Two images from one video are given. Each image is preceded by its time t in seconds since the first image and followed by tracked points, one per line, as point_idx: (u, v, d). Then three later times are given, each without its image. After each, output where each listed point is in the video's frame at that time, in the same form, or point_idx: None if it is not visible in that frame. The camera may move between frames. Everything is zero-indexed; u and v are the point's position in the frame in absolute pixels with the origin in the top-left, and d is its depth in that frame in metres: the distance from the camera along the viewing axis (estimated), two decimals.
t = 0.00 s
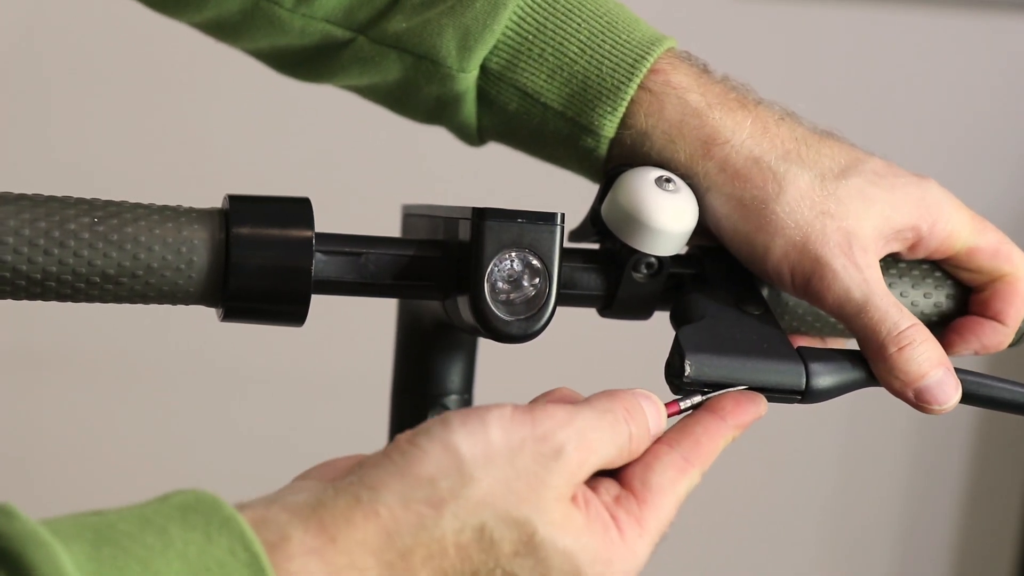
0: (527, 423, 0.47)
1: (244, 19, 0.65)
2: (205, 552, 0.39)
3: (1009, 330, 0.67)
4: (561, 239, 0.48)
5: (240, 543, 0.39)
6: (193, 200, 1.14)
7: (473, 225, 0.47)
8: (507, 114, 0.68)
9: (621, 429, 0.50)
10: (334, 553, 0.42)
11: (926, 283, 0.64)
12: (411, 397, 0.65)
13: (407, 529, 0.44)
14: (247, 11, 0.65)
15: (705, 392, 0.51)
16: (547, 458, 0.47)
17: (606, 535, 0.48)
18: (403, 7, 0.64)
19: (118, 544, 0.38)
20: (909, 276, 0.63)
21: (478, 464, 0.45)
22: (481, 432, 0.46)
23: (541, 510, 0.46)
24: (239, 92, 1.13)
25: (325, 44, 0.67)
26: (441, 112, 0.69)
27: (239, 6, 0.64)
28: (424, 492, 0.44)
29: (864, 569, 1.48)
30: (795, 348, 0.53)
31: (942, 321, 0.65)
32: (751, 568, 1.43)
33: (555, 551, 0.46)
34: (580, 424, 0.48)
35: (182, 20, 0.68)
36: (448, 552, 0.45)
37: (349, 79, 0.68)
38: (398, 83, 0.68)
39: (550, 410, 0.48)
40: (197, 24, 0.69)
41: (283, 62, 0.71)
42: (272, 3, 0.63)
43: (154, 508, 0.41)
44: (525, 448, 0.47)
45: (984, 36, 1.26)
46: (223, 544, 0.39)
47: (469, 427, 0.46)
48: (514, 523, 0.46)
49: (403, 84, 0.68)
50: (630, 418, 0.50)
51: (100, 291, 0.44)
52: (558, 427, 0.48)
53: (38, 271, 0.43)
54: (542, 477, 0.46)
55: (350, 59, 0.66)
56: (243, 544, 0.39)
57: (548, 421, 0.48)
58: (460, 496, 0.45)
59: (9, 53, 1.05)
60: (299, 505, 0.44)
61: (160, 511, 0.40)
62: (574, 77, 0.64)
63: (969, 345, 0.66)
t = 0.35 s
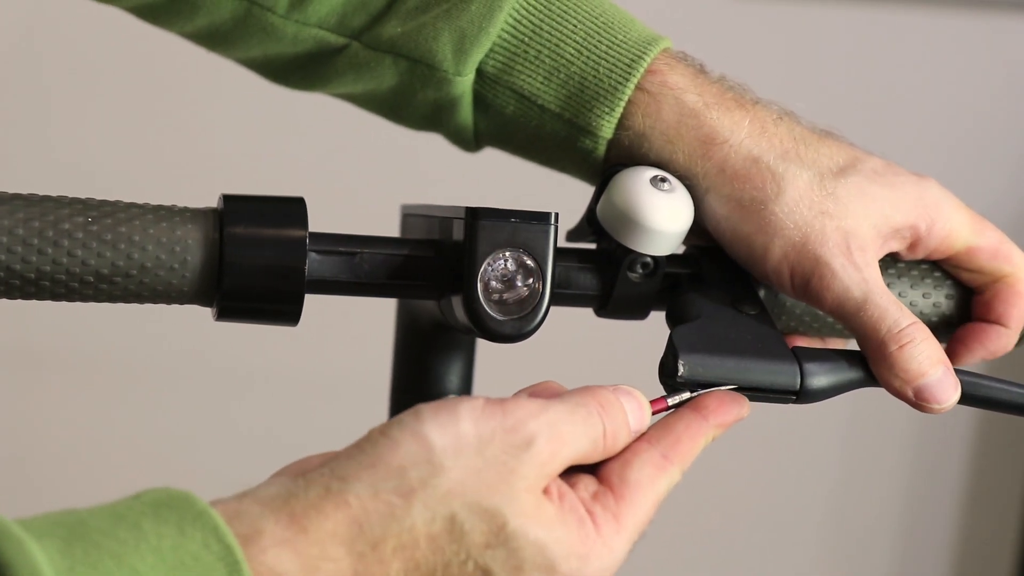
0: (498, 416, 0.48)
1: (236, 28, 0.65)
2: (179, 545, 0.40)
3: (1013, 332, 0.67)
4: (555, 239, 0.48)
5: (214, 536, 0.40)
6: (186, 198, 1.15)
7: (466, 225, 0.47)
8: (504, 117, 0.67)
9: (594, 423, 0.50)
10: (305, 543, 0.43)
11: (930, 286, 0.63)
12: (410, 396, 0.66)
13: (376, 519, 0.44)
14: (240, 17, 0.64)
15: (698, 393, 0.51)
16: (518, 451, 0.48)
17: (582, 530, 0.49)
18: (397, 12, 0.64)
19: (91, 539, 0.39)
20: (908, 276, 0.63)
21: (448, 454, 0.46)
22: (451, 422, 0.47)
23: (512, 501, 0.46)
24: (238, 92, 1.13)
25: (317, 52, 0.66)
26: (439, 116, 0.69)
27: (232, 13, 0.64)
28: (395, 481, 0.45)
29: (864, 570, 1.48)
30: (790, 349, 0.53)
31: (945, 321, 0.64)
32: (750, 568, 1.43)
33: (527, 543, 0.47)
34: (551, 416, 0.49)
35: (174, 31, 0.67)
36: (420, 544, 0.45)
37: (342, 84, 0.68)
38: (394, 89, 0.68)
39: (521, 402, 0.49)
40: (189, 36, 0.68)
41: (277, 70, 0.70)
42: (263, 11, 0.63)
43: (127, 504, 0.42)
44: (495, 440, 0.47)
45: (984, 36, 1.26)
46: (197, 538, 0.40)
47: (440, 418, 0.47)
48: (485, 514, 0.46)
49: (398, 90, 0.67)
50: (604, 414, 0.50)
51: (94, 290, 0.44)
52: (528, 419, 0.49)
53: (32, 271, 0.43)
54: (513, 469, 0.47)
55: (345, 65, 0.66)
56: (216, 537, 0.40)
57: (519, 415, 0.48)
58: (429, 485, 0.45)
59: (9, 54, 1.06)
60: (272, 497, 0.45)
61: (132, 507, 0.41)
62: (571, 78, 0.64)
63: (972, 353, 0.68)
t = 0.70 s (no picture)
0: (473, 409, 0.48)
1: (241, 34, 0.62)
2: (156, 536, 0.40)
3: None
4: (542, 238, 0.48)
5: (189, 527, 0.41)
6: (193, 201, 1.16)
7: (452, 225, 0.47)
8: (511, 123, 0.65)
9: (570, 419, 0.50)
10: (279, 533, 0.43)
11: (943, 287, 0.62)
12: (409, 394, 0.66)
13: (350, 509, 0.45)
14: (243, 23, 0.61)
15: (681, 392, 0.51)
16: (493, 445, 0.47)
17: (558, 531, 0.49)
18: (404, 16, 0.61)
19: (66, 533, 0.39)
20: (937, 287, 0.61)
21: (424, 445, 0.46)
22: (429, 415, 0.47)
23: (485, 494, 0.46)
24: (235, 93, 1.13)
25: (321, 57, 0.64)
26: (444, 124, 0.66)
27: (234, 18, 0.61)
28: (370, 473, 0.45)
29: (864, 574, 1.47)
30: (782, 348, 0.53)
31: (996, 327, 0.62)
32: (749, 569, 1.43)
33: (501, 539, 0.47)
34: (526, 412, 0.49)
35: (176, 37, 0.65)
36: (394, 537, 0.46)
37: (348, 91, 0.65)
38: (399, 96, 0.65)
39: (497, 396, 0.49)
40: (192, 43, 0.66)
41: (279, 77, 0.68)
42: (267, 15, 0.60)
43: (103, 496, 0.42)
44: (471, 433, 0.47)
45: (984, 36, 1.25)
46: (171, 529, 0.41)
47: (418, 411, 0.47)
48: (458, 507, 0.46)
49: (404, 96, 0.65)
50: (581, 409, 0.50)
51: (83, 288, 0.45)
52: (504, 415, 0.48)
53: (20, 269, 0.43)
54: (486, 462, 0.47)
55: (350, 71, 0.63)
56: (192, 528, 0.41)
57: (494, 410, 0.48)
58: (405, 477, 0.45)
59: (9, 54, 1.07)
60: (247, 487, 0.45)
61: (109, 499, 0.42)
62: (580, 83, 0.62)
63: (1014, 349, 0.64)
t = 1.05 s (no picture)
0: (481, 419, 0.48)
1: (253, 33, 0.62)
2: (167, 545, 0.41)
3: None
4: (540, 239, 0.48)
5: (200, 537, 0.41)
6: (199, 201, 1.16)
7: (450, 224, 0.48)
8: (523, 126, 0.64)
9: (579, 426, 0.50)
10: (288, 545, 0.44)
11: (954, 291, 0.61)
12: (417, 399, 0.64)
13: (359, 521, 0.45)
14: (255, 24, 0.62)
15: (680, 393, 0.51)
16: (501, 453, 0.47)
17: (566, 539, 0.49)
18: (416, 18, 0.61)
19: (78, 542, 0.40)
20: (945, 290, 0.61)
21: (431, 456, 0.46)
22: (435, 426, 0.47)
23: (495, 503, 0.47)
24: (237, 94, 1.15)
25: (333, 58, 0.63)
26: (456, 126, 0.66)
27: (245, 19, 0.61)
28: (379, 484, 0.45)
29: None
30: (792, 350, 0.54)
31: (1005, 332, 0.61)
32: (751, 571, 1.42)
33: (509, 548, 0.47)
34: (534, 420, 0.49)
35: (187, 35, 0.65)
36: (403, 547, 0.46)
37: (359, 91, 0.65)
38: (411, 97, 0.65)
39: (504, 405, 0.49)
40: (201, 41, 0.66)
41: (291, 77, 0.68)
42: (279, 15, 0.60)
43: (114, 506, 0.42)
44: (479, 442, 0.47)
45: (985, 36, 1.24)
46: (183, 539, 0.41)
47: (424, 421, 0.47)
48: (467, 518, 0.46)
49: (416, 98, 0.64)
50: (589, 417, 0.50)
51: (85, 285, 0.46)
52: (512, 422, 0.48)
53: (22, 266, 0.44)
54: (495, 469, 0.47)
55: (362, 71, 0.63)
56: (203, 538, 0.41)
57: (503, 417, 0.48)
58: (413, 487, 0.46)
59: (10, 53, 1.09)
60: (257, 497, 0.46)
61: (119, 509, 0.42)
62: (594, 87, 0.61)
63: None
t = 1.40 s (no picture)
0: (496, 425, 0.48)
1: (257, 32, 0.63)
2: (185, 548, 0.40)
3: None
4: (539, 238, 0.48)
5: (219, 539, 0.41)
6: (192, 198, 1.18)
7: (448, 224, 0.48)
8: (530, 124, 0.64)
9: (596, 432, 0.50)
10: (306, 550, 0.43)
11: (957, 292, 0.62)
12: (422, 398, 0.64)
13: (376, 525, 0.45)
14: (260, 22, 0.62)
15: (679, 392, 0.51)
16: (519, 459, 0.48)
17: (583, 544, 0.49)
18: (422, 17, 0.61)
19: (96, 543, 0.39)
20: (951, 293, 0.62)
21: (448, 462, 0.46)
22: (451, 431, 0.47)
23: (513, 508, 0.47)
24: (242, 94, 1.16)
25: (337, 56, 0.63)
26: (462, 124, 0.66)
27: (251, 17, 0.62)
28: (396, 490, 0.45)
29: None
30: (805, 344, 0.55)
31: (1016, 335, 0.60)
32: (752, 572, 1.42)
33: (527, 553, 0.47)
34: (551, 426, 0.49)
35: (192, 34, 0.66)
36: (420, 552, 0.46)
37: (364, 88, 0.65)
38: (417, 96, 0.65)
39: (520, 411, 0.49)
40: (207, 40, 0.67)
41: (296, 76, 0.68)
42: (284, 14, 0.60)
43: (133, 509, 0.42)
44: (496, 449, 0.47)
45: (985, 37, 1.23)
46: (201, 541, 0.41)
47: (440, 426, 0.47)
48: (484, 523, 0.46)
49: (422, 96, 0.64)
50: (607, 423, 0.50)
51: (86, 282, 0.46)
52: (528, 426, 0.49)
53: (25, 263, 0.45)
54: (513, 474, 0.47)
55: (367, 69, 0.63)
56: (222, 540, 0.41)
57: (518, 422, 0.49)
58: (430, 491, 0.46)
59: (10, 53, 1.10)
60: (275, 500, 0.45)
61: (138, 512, 0.41)
62: (602, 84, 0.61)
63: None
